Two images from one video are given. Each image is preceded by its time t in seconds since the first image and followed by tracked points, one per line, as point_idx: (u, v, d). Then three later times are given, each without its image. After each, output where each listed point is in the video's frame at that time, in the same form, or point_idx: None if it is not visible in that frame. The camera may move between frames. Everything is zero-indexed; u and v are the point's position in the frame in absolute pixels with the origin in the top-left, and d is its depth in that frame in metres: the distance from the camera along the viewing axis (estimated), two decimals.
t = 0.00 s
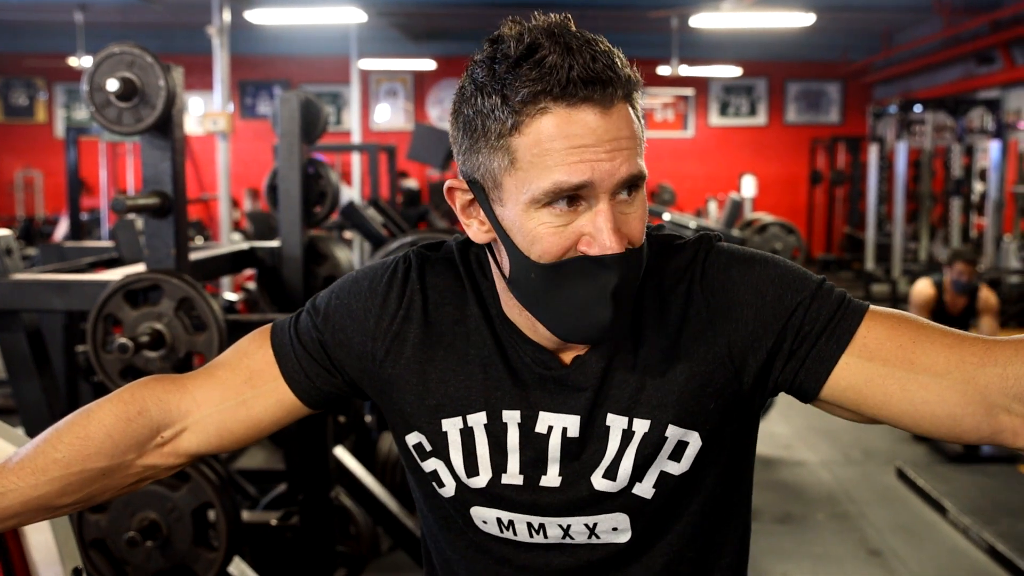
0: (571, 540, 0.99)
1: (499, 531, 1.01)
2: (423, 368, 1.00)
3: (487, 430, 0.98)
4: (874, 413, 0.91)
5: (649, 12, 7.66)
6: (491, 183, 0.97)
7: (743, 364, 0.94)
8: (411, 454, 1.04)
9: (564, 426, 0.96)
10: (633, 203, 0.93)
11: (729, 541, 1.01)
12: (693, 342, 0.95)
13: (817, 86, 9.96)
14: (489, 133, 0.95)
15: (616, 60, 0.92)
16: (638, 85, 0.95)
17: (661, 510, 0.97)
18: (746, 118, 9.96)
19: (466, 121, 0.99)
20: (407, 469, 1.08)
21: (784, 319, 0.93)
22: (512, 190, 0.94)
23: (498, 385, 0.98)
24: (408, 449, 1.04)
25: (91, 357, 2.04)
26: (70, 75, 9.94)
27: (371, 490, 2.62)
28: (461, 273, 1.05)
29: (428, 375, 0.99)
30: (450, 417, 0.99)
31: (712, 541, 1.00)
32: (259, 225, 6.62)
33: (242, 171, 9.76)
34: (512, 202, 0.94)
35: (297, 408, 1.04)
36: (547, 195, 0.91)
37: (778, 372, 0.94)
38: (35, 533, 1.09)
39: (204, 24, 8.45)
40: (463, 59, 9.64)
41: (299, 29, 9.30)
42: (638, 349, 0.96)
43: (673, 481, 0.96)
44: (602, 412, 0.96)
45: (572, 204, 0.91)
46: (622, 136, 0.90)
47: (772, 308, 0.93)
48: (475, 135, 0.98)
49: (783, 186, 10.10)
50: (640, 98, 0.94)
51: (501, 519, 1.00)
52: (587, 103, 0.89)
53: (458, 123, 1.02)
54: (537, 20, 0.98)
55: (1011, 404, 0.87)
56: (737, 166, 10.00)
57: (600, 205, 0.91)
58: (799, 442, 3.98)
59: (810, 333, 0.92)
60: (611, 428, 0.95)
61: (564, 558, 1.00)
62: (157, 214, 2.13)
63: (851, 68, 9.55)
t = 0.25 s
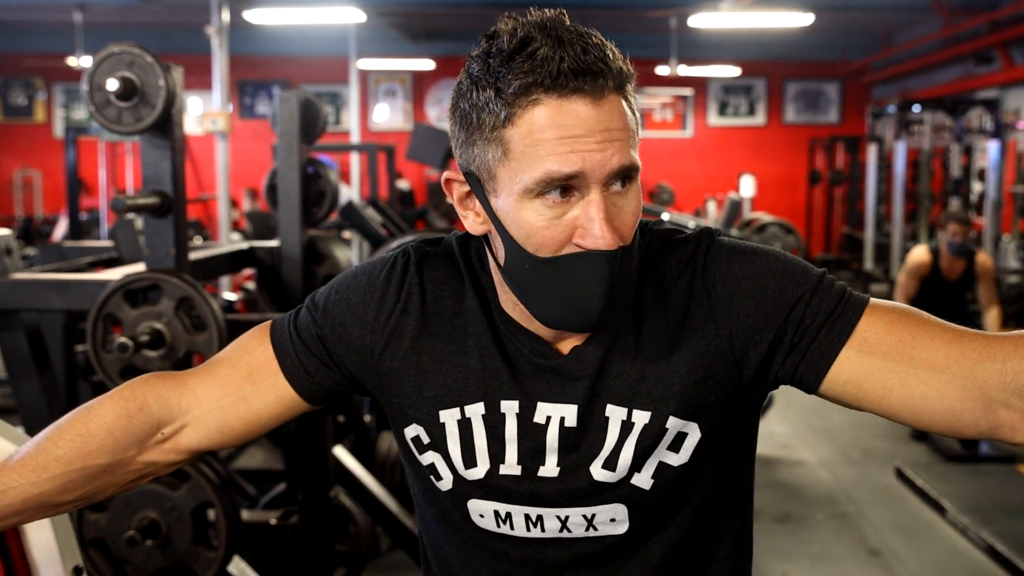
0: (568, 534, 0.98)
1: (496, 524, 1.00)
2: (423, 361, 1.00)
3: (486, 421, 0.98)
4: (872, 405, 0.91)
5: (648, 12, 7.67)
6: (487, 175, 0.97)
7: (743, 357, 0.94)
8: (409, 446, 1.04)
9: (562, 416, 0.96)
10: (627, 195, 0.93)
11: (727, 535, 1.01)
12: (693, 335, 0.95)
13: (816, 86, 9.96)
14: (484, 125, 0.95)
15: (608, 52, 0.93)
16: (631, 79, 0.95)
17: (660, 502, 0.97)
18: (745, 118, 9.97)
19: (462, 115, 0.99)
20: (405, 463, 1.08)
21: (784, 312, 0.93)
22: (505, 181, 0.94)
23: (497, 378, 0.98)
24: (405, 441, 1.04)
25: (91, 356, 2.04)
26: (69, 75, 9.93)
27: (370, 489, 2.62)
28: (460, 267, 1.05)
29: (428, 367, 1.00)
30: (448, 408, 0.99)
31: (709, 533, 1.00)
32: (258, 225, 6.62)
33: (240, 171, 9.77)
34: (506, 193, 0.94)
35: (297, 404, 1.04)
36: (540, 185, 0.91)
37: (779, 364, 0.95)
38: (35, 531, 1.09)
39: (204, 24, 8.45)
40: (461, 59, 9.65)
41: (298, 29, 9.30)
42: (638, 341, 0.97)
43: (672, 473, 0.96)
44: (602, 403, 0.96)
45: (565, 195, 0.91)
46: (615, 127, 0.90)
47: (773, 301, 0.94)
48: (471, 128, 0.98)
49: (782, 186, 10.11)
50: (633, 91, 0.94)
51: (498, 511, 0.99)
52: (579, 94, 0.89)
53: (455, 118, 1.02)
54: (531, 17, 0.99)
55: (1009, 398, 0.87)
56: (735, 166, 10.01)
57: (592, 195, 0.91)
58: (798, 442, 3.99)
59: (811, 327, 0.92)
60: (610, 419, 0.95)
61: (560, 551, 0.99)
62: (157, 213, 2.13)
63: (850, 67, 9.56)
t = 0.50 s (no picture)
0: (568, 532, 0.98)
1: (496, 523, 1.00)
2: (423, 360, 1.00)
3: (486, 419, 0.98)
4: (872, 404, 0.91)
5: (647, 12, 7.66)
6: (477, 159, 0.97)
7: (743, 356, 0.94)
8: (408, 445, 1.03)
9: (561, 413, 0.96)
10: (612, 182, 0.93)
11: (727, 534, 1.01)
12: (692, 333, 0.95)
13: (815, 86, 9.96)
14: (474, 109, 0.96)
15: (600, 38, 0.92)
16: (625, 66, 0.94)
17: (660, 500, 0.97)
18: (744, 118, 9.98)
19: (459, 99, 1.00)
20: (404, 463, 1.07)
21: (784, 311, 0.93)
22: (492, 164, 0.95)
23: (496, 376, 0.98)
24: (404, 440, 1.04)
25: (90, 356, 2.03)
26: (68, 75, 9.93)
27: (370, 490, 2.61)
28: (460, 267, 1.05)
29: (428, 367, 1.00)
30: (448, 406, 0.99)
31: (708, 532, 1.00)
32: (257, 224, 6.62)
33: (239, 171, 9.77)
34: (492, 176, 0.95)
35: (297, 403, 1.03)
36: (522, 168, 0.92)
37: (779, 364, 0.95)
38: (35, 530, 1.09)
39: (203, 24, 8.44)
40: (460, 59, 9.65)
41: (296, 30, 9.30)
42: (638, 339, 0.96)
43: (671, 471, 0.96)
44: (601, 401, 0.96)
45: (548, 179, 0.92)
46: (598, 113, 0.90)
47: (774, 300, 0.94)
48: (465, 112, 0.98)
49: (781, 186, 10.12)
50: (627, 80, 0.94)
51: (498, 510, 0.99)
52: (563, 78, 0.89)
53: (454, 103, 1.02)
54: (533, 5, 0.99)
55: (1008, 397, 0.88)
56: (734, 165, 10.02)
57: (572, 180, 0.91)
58: (797, 442, 3.99)
59: (812, 325, 0.93)
60: (610, 417, 0.95)
61: (559, 551, 0.99)
62: (156, 213, 2.13)
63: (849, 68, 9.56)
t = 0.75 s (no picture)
0: (568, 530, 0.98)
1: (495, 521, 0.99)
2: (423, 358, 1.00)
3: (487, 418, 0.98)
4: (874, 402, 0.91)
5: (647, 12, 7.67)
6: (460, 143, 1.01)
7: (744, 354, 0.94)
8: (407, 443, 1.03)
9: (561, 408, 0.96)
10: (581, 165, 0.95)
11: (726, 533, 1.01)
12: (692, 330, 0.95)
13: (815, 86, 9.97)
14: (457, 93, 1.00)
15: (576, 24, 0.94)
16: (602, 51, 0.95)
17: (660, 498, 0.97)
18: (743, 118, 9.98)
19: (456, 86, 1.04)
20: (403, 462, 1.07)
21: (785, 310, 0.93)
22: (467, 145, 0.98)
23: (496, 374, 0.98)
24: (404, 439, 1.04)
25: (90, 355, 2.03)
26: (68, 75, 9.93)
27: (370, 490, 2.61)
28: (460, 266, 1.05)
29: (428, 364, 0.99)
30: (448, 405, 0.99)
31: (708, 531, 1.00)
32: (257, 224, 6.62)
33: (239, 171, 9.78)
34: (467, 158, 0.98)
35: (298, 402, 1.03)
36: (487, 148, 0.95)
37: (780, 363, 0.95)
38: (35, 530, 1.08)
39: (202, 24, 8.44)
40: (460, 59, 9.65)
41: (296, 30, 9.30)
42: (639, 338, 0.96)
43: (672, 470, 0.96)
44: (602, 399, 0.96)
45: (511, 158, 0.95)
46: (561, 94, 0.92)
47: (775, 299, 0.94)
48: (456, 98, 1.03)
49: (780, 186, 10.12)
50: (605, 65, 0.95)
51: (497, 508, 0.98)
52: (526, 60, 0.92)
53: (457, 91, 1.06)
54: None
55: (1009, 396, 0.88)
56: (734, 165, 10.02)
57: (533, 159, 0.93)
58: (797, 441, 3.99)
59: (813, 323, 0.93)
60: (610, 416, 0.95)
61: (558, 549, 0.99)
62: (156, 212, 2.12)
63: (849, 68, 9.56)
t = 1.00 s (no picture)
0: (573, 528, 0.98)
1: (500, 520, 1.00)
2: (429, 358, 1.00)
3: (491, 417, 0.98)
4: (878, 403, 0.91)
5: (647, 11, 7.67)
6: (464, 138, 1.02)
7: (749, 355, 0.95)
8: (412, 443, 1.03)
9: (565, 406, 0.96)
10: (580, 160, 0.95)
11: (730, 531, 1.02)
12: (697, 329, 0.95)
13: (814, 85, 9.97)
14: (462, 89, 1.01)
15: (577, 18, 0.95)
16: (602, 47, 0.96)
17: (665, 497, 0.97)
18: (743, 118, 9.99)
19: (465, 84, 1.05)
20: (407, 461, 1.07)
21: (789, 311, 0.94)
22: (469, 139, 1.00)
23: (501, 374, 0.98)
24: (408, 438, 1.04)
25: (91, 355, 2.03)
26: (68, 75, 9.93)
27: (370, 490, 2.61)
28: (464, 267, 1.06)
29: (431, 364, 1.00)
30: (454, 404, 0.99)
31: (711, 530, 1.00)
32: (257, 225, 6.62)
33: (239, 171, 9.78)
34: (470, 153, 0.99)
35: (303, 403, 1.04)
36: (487, 142, 0.96)
37: (784, 363, 0.95)
38: (37, 531, 1.08)
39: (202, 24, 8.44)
40: (459, 59, 9.65)
41: (296, 31, 9.30)
42: (643, 337, 0.96)
43: (676, 469, 0.96)
44: (606, 398, 0.96)
45: (510, 152, 0.95)
46: (559, 87, 0.93)
47: (779, 299, 0.94)
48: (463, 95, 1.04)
49: (779, 186, 10.13)
50: (606, 60, 0.95)
51: (502, 506, 0.99)
52: (525, 54, 0.93)
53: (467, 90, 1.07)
54: None
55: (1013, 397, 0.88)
56: (733, 165, 10.02)
57: (530, 153, 0.94)
58: (797, 441, 3.99)
59: (816, 325, 0.93)
60: (615, 416, 0.95)
61: (563, 549, 0.99)
62: (157, 212, 2.12)
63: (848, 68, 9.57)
